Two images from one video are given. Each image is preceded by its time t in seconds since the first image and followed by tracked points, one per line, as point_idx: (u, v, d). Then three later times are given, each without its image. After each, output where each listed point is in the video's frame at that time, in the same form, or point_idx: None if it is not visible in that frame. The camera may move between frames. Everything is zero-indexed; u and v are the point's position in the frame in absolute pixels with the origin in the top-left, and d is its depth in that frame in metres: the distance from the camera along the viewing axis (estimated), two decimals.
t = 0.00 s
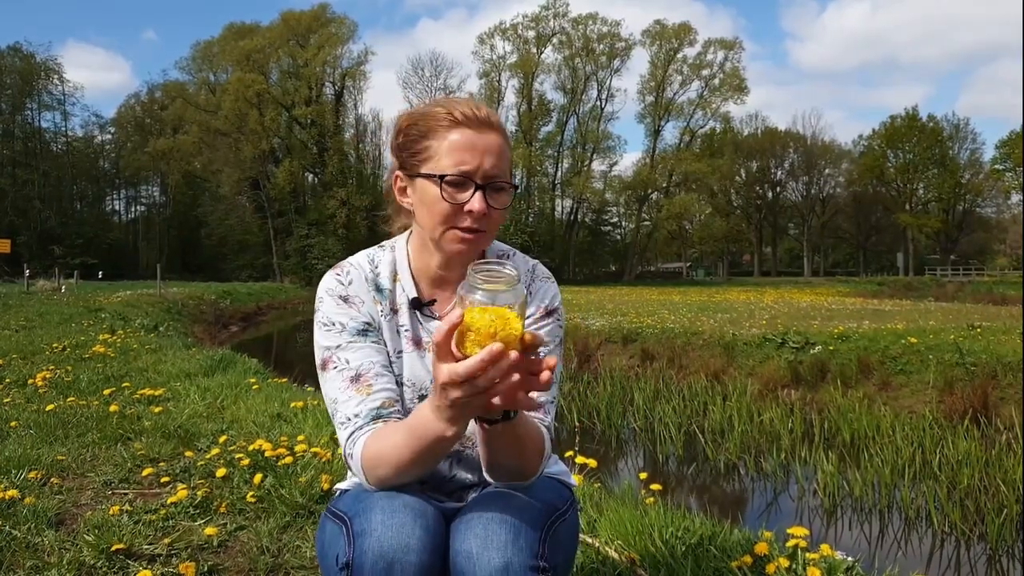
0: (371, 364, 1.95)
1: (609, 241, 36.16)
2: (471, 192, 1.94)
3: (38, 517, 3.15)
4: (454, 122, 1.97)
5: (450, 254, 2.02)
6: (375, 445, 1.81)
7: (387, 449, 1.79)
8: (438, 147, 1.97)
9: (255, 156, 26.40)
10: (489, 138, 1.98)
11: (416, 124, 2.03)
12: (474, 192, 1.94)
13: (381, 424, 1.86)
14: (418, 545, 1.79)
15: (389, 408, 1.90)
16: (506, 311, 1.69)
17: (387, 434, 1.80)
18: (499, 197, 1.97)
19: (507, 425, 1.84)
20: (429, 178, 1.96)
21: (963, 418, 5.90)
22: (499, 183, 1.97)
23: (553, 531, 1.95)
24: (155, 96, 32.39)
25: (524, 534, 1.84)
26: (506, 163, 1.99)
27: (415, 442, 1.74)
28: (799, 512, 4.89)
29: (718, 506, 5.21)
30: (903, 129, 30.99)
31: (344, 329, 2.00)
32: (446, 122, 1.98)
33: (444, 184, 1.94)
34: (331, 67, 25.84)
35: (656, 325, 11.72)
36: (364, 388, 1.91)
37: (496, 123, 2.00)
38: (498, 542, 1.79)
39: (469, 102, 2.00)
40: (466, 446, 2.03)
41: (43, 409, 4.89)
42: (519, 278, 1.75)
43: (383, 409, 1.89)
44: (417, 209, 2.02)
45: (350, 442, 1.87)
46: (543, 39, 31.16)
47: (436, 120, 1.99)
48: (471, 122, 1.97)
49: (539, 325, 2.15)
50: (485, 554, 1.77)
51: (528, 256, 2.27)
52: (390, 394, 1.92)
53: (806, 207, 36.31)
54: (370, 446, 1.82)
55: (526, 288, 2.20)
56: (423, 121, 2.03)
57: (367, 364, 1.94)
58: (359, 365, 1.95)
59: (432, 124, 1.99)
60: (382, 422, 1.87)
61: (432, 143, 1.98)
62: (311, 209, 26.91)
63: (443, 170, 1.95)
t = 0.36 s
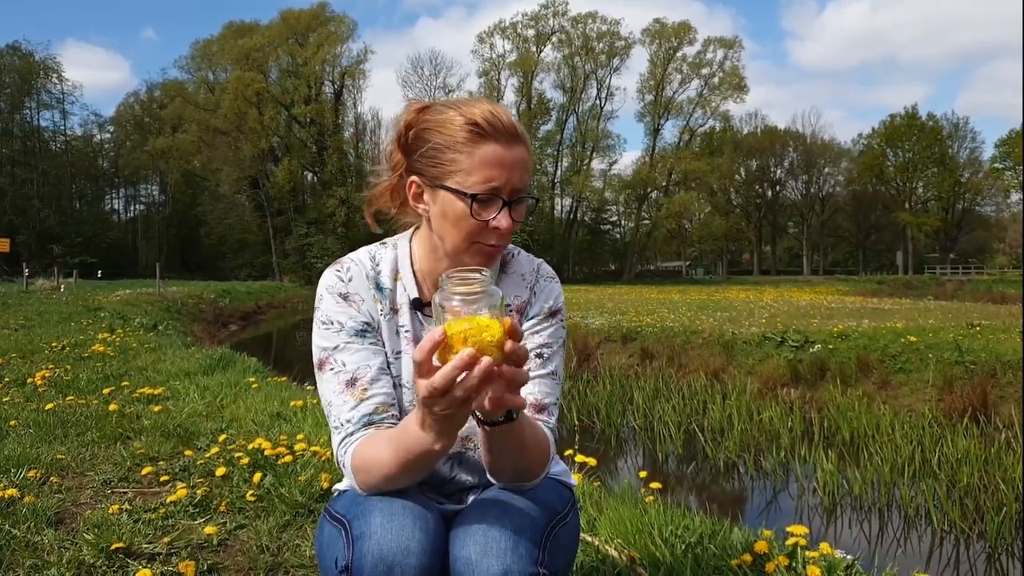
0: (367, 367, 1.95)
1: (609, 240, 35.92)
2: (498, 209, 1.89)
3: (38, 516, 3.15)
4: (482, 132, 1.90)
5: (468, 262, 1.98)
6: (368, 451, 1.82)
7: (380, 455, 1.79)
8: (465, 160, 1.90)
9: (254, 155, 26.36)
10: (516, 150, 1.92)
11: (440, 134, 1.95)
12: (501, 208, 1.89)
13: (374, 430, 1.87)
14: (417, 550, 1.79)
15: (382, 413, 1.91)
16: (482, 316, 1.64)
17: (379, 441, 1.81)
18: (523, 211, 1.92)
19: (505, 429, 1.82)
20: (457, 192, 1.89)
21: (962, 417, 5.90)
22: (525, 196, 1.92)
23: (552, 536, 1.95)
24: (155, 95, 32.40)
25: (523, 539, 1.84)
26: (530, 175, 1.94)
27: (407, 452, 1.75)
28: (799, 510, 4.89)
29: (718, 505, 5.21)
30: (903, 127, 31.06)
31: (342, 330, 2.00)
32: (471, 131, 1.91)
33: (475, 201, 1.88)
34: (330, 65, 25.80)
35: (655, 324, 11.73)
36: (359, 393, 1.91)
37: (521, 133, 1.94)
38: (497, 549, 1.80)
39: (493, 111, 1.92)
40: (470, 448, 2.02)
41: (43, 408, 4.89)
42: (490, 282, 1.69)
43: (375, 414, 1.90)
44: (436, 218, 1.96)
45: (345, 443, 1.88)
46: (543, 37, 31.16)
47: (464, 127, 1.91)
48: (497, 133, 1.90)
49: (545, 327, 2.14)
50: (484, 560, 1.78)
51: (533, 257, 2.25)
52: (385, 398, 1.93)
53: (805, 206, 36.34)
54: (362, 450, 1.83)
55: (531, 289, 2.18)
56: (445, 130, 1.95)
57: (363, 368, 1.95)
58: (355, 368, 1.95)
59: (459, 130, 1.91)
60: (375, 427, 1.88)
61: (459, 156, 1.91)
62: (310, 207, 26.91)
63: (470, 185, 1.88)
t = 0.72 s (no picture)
0: (366, 371, 1.95)
1: (608, 238, 35.99)
2: (544, 231, 1.84)
3: (38, 515, 3.15)
4: (533, 152, 1.83)
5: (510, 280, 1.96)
6: (355, 455, 1.80)
7: (363, 466, 1.78)
8: (513, 179, 1.85)
9: (253, 154, 26.34)
10: (565, 168, 1.86)
11: (486, 150, 1.89)
12: (547, 229, 1.84)
13: (355, 432, 1.87)
14: (402, 549, 1.78)
15: (369, 418, 1.91)
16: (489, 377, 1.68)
17: (359, 452, 1.80)
18: (570, 230, 1.88)
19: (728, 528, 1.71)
20: (502, 212, 1.86)
21: (962, 415, 5.90)
22: (570, 215, 1.88)
23: (541, 540, 1.93)
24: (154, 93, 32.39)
25: (510, 543, 1.84)
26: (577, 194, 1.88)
27: (387, 475, 1.73)
28: (798, 509, 4.89)
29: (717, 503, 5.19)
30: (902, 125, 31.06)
31: (355, 326, 1.99)
32: (520, 150, 1.84)
33: (519, 223, 1.84)
34: (329, 64, 25.77)
35: (655, 322, 11.73)
36: (351, 394, 1.92)
37: (571, 149, 1.86)
38: (484, 552, 1.79)
39: (542, 127, 1.86)
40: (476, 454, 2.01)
41: (42, 406, 4.89)
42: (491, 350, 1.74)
43: (359, 418, 1.90)
44: (483, 236, 1.93)
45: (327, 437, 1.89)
46: (542, 36, 31.13)
47: (512, 145, 1.84)
48: (547, 152, 1.83)
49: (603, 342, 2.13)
50: (471, 562, 1.78)
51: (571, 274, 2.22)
52: (375, 404, 1.93)
53: (805, 204, 36.35)
54: (338, 453, 1.83)
55: (576, 308, 2.13)
56: (494, 147, 1.88)
57: (361, 370, 1.94)
58: (355, 368, 1.94)
59: (507, 149, 1.85)
60: (357, 429, 1.88)
61: (506, 175, 1.86)
62: (309, 206, 26.93)
63: (516, 207, 1.84)
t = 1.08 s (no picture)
0: (366, 382, 1.91)
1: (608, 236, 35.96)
2: (574, 256, 1.76)
3: (35, 512, 3.14)
4: (563, 174, 1.73)
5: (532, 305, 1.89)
6: (354, 467, 1.79)
7: (367, 474, 1.76)
8: (541, 202, 1.76)
9: (252, 152, 26.32)
10: (598, 190, 1.77)
11: (514, 169, 1.80)
12: (578, 254, 1.76)
13: (349, 441, 1.86)
14: (396, 552, 1.77)
15: (363, 429, 1.90)
16: (510, 409, 1.66)
17: (356, 461, 1.79)
18: (599, 254, 1.80)
19: None
20: (528, 233, 1.78)
21: (962, 413, 5.89)
22: (603, 237, 1.80)
23: (537, 542, 1.92)
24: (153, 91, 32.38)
25: (504, 546, 1.82)
26: (608, 216, 1.80)
27: (390, 490, 1.72)
28: (797, 506, 4.88)
29: (716, 500, 5.19)
30: (902, 124, 29.90)
31: (362, 331, 1.94)
32: (551, 171, 1.74)
33: (546, 247, 1.76)
34: (328, 61, 25.73)
35: (654, 320, 11.73)
36: (348, 403, 1.89)
37: (606, 170, 1.77)
38: (476, 556, 1.78)
39: (574, 144, 1.76)
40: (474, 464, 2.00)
41: (39, 405, 4.87)
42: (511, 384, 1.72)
43: (353, 429, 1.88)
44: (506, 257, 1.85)
45: (312, 442, 1.89)
46: (542, 34, 31.12)
47: (542, 165, 1.75)
48: (581, 172, 1.74)
49: (617, 384, 2.05)
50: (463, 562, 1.77)
51: (595, 304, 2.14)
52: (371, 418, 1.91)
53: (804, 202, 36.42)
54: (331, 460, 1.82)
55: (593, 342, 2.06)
56: (523, 166, 1.79)
57: (362, 381, 1.91)
58: (356, 376, 1.91)
59: (536, 169, 1.76)
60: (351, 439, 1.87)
61: (534, 196, 1.77)
62: (308, 204, 26.97)
63: (545, 230, 1.76)
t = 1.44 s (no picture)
0: (353, 352, 1.90)
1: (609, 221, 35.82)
2: (567, 223, 1.74)
3: (30, 487, 3.13)
4: (555, 137, 1.71)
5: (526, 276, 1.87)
6: (343, 438, 1.77)
7: (356, 445, 1.75)
8: (532, 166, 1.74)
9: (250, 136, 26.22)
10: (592, 155, 1.74)
11: (502, 133, 1.78)
12: (570, 221, 1.74)
13: (335, 412, 1.85)
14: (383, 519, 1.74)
15: (350, 400, 1.89)
16: (516, 371, 1.66)
17: (346, 432, 1.77)
18: (592, 222, 1.78)
19: None
20: (519, 201, 1.75)
21: (960, 394, 5.89)
22: (595, 204, 1.77)
23: (532, 509, 1.89)
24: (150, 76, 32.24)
25: (499, 512, 1.80)
26: (603, 181, 1.77)
27: (388, 456, 1.71)
28: (794, 485, 4.89)
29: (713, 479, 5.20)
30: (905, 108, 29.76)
31: (350, 301, 1.93)
32: (542, 135, 1.72)
33: (538, 214, 1.74)
34: (325, 45, 25.54)
35: (654, 305, 11.71)
36: (335, 374, 1.89)
37: (601, 133, 1.74)
38: (471, 519, 1.76)
39: (567, 106, 1.73)
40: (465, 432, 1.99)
41: (37, 384, 4.86)
42: (517, 348, 1.71)
43: (340, 400, 1.88)
44: (496, 226, 1.84)
45: (299, 412, 1.89)
46: (542, 17, 30.90)
47: (534, 128, 1.72)
48: (574, 135, 1.71)
49: (619, 351, 2.03)
50: (457, 527, 1.75)
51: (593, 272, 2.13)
52: (358, 389, 1.91)
53: (805, 187, 36.36)
54: (318, 431, 1.81)
55: (591, 312, 2.04)
56: (512, 130, 1.77)
57: (348, 352, 1.90)
58: (343, 347, 1.91)
59: (527, 133, 1.73)
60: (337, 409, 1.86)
61: (524, 161, 1.74)
62: (307, 189, 26.91)
63: (535, 198, 1.74)
